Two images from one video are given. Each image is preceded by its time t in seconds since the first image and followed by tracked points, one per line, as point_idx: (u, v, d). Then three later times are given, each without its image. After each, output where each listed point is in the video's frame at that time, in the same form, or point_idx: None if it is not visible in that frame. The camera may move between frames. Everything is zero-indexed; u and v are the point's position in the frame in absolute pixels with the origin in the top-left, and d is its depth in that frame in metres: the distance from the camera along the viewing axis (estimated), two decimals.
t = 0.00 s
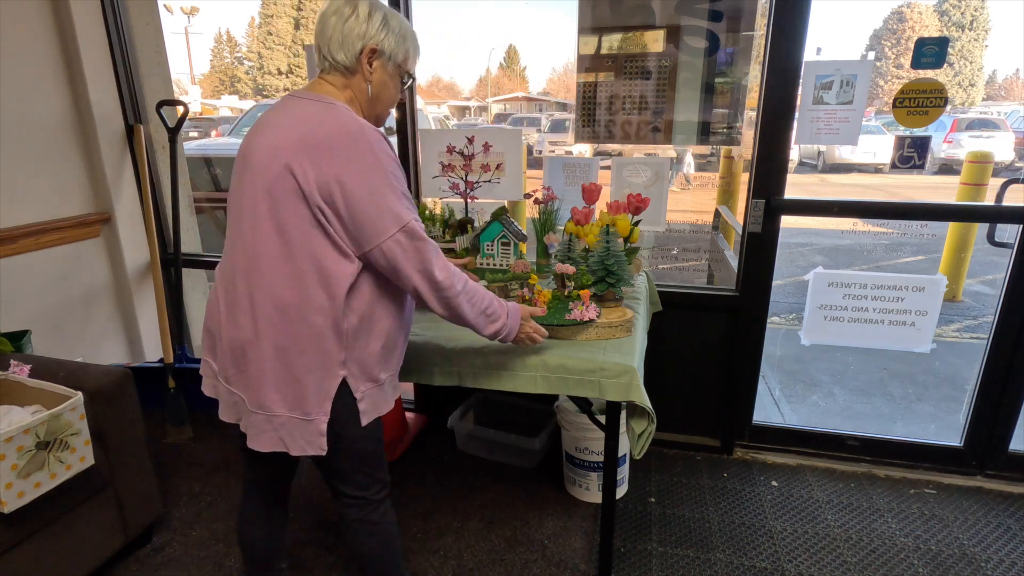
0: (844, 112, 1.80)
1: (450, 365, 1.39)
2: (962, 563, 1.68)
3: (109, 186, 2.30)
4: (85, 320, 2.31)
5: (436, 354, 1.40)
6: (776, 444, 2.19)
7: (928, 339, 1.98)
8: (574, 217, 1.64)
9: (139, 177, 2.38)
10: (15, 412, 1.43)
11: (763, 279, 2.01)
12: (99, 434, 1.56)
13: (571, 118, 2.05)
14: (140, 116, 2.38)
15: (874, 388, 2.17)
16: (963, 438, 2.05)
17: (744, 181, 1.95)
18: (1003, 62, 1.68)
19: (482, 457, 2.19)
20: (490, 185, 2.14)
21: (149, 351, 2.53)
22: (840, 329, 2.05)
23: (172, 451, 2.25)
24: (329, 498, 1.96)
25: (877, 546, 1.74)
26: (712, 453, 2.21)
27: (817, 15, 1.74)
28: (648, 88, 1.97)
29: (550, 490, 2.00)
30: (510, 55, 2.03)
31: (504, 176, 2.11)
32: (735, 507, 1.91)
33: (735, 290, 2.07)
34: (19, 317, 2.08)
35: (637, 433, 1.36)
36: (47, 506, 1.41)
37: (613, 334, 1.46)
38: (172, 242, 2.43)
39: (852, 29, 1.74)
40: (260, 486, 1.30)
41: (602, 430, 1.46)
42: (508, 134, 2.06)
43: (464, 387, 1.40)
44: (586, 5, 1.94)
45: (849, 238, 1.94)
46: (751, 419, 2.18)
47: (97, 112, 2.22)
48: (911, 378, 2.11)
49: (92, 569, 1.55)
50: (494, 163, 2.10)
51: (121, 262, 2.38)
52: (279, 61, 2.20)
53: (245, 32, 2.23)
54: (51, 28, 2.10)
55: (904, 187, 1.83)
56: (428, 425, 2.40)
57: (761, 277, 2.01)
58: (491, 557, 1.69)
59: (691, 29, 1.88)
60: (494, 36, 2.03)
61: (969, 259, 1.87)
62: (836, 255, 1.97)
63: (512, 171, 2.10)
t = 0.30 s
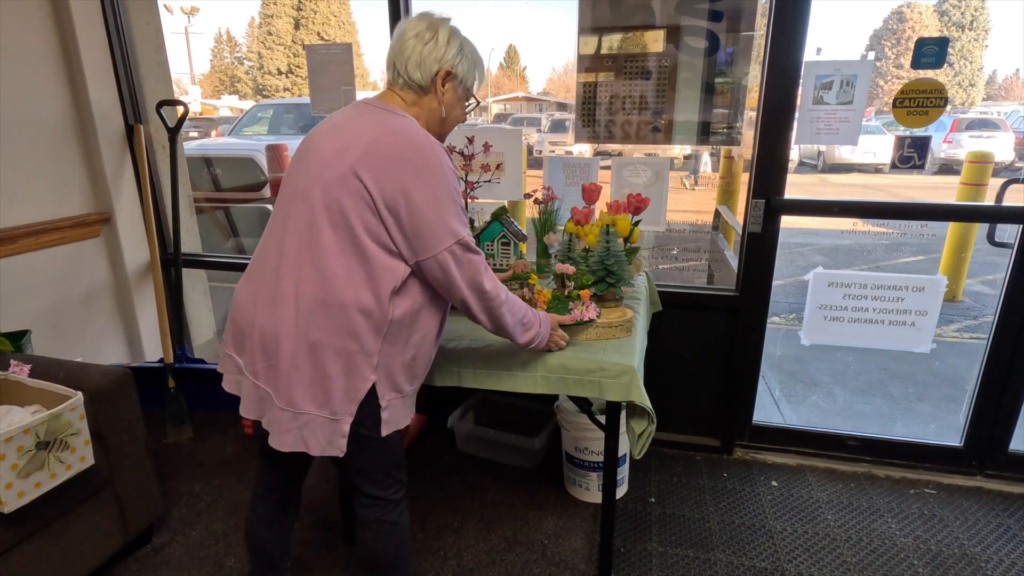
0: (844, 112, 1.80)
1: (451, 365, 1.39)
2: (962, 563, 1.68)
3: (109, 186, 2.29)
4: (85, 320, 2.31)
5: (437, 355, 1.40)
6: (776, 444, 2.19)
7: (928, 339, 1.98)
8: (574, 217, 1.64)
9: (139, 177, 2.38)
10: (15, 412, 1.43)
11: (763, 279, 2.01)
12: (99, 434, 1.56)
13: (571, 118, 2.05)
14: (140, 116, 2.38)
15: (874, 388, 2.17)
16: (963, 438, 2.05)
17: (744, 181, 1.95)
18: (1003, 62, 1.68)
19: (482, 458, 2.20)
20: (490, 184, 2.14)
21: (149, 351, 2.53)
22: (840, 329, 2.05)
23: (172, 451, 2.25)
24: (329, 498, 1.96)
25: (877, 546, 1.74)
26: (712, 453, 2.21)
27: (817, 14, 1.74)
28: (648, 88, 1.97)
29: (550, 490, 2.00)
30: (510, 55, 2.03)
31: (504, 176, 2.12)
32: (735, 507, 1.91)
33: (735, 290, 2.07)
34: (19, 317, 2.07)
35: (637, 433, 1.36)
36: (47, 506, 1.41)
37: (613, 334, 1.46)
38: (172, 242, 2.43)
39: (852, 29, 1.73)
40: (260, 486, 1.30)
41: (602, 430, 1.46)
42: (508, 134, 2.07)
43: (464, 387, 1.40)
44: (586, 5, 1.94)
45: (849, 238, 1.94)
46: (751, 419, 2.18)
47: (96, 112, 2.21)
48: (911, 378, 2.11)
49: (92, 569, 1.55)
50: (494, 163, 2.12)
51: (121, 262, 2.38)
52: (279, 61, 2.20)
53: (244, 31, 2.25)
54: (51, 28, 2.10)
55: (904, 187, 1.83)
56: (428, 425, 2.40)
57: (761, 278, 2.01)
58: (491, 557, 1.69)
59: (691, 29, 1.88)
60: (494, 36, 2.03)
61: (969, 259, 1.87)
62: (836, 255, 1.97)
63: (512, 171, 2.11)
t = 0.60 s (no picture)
0: (843, 112, 1.80)
1: (451, 365, 1.40)
2: (962, 563, 1.68)
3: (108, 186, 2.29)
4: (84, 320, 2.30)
5: (436, 355, 1.41)
6: (776, 444, 2.19)
7: (928, 340, 1.98)
8: (574, 217, 1.64)
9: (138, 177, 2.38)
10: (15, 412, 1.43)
11: (763, 279, 2.01)
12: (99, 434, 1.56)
13: (571, 118, 2.06)
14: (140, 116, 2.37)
15: (874, 388, 2.17)
16: (963, 438, 2.05)
17: (744, 181, 1.95)
18: (1003, 62, 1.68)
19: (481, 458, 2.20)
20: (490, 184, 2.10)
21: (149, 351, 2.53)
22: (839, 329, 2.05)
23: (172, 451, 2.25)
24: (329, 498, 1.96)
25: (877, 546, 1.74)
26: (712, 453, 2.21)
27: (817, 15, 1.74)
28: (648, 88, 1.97)
29: (550, 489, 2.00)
30: (510, 55, 2.03)
31: (504, 176, 2.08)
32: (735, 507, 1.91)
33: (735, 290, 2.07)
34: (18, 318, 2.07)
35: (637, 433, 1.36)
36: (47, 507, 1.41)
37: (612, 334, 1.46)
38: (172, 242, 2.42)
39: (853, 29, 1.73)
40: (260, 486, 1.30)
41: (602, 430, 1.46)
42: (508, 134, 2.04)
43: (464, 387, 1.40)
44: (586, 5, 1.94)
45: (848, 238, 1.94)
46: (751, 419, 2.18)
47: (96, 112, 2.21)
48: (911, 378, 2.11)
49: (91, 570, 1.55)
50: (494, 163, 2.07)
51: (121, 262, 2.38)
52: (279, 61, 2.20)
53: (245, 31, 2.22)
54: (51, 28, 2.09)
55: (904, 187, 1.83)
56: (428, 425, 2.40)
57: (761, 278, 2.01)
58: (491, 557, 1.69)
59: (691, 29, 1.88)
60: (494, 36, 2.02)
61: (969, 259, 1.87)
62: (835, 255, 1.97)
63: (512, 171, 2.07)
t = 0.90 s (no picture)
0: (843, 112, 1.80)
1: (450, 365, 1.40)
2: (962, 563, 1.68)
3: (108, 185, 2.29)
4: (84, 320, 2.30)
5: (436, 355, 1.41)
6: (776, 444, 2.19)
7: (928, 340, 1.98)
8: (574, 217, 1.64)
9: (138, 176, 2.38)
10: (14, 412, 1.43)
11: (763, 279, 2.01)
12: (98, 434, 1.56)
13: (571, 118, 2.06)
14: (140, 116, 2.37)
15: (874, 388, 2.17)
16: (963, 438, 2.05)
17: (744, 181, 1.95)
18: (1003, 62, 1.67)
19: (481, 458, 2.20)
20: (490, 184, 2.10)
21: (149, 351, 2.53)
22: (839, 329, 2.05)
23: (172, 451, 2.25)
24: (329, 498, 1.96)
25: (877, 546, 1.74)
26: (712, 453, 2.21)
27: (817, 15, 1.74)
28: (648, 88, 1.97)
29: (550, 490, 2.00)
30: (510, 55, 2.02)
31: (504, 176, 2.08)
32: (735, 507, 1.91)
33: (735, 290, 2.07)
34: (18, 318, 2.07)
35: (637, 434, 1.36)
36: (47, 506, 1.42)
37: (612, 334, 1.46)
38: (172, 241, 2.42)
39: (853, 29, 1.73)
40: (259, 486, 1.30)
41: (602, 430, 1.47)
42: (508, 133, 2.04)
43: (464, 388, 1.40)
44: (586, 5, 1.94)
45: (848, 238, 1.94)
46: (751, 419, 2.18)
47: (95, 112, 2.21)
48: (911, 378, 2.11)
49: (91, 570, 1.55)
50: (494, 163, 2.07)
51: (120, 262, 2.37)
52: (279, 61, 2.20)
53: (244, 31, 2.22)
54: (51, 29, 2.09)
55: (904, 187, 1.83)
56: (428, 425, 2.40)
57: (761, 278, 2.01)
58: (491, 557, 1.69)
59: (691, 29, 1.88)
60: (494, 36, 2.02)
61: (969, 259, 1.87)
62: (835, 255, 1.97)
63: (512, 171, 2.07)
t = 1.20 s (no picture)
0: (843, 112, 1.80)
1: (450, 365, 1.40)
2: (962, 563, 1.68)
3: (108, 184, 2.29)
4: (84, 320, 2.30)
5: (436, 355, 1.41)
6: (776, 444, 2.19)
7: (928, 340, 1.98)
8: (574, 217, 1.64)
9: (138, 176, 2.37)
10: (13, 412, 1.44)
11: (763, 279, 2.01)
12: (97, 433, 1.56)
13: (571, 118, 2.06)
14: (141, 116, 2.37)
15: (874, 388, 2.17)
16: (963, 438, 2.05)
17: (744, 181, 1.95)
18: (1003, 62, 1.67)
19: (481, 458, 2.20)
20: (490, 184, 2.10)
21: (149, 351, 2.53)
22: (839, 329, 2.05)
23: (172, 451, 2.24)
24: (329, 498, 1.96)
25: (877, 547, 1.74)
26: (712, 453, 2.21)
27: (817, 15, 1.74)
28: (648, 88, 1.97)
29: (550, 490, 2.00)
30: (510, 55, 2.02)
31: (504, 176, 2.08)
32: (735, 507, 1.91)
33: (735, 290, 2.07)
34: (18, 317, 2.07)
35: (637, 433, 1.36)
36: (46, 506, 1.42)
37: (612, 334, 1.46)
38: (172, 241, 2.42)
39: (853, 29, 1.73)
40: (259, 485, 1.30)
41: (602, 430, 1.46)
42: (508, 133, 2.03)
43: (464, 388, 1.40)
44: (586, 5, 1.94)
45: (849, 238, 1.94)
46: (751, 419, 2.18)
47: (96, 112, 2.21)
48: (911, 378, 2.10)
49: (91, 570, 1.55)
50: (494, 163, 2.07)
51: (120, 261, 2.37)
52: (278, 61, 2.20)
53: (244, 31, 2.22)
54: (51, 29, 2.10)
55: (904, 187, 1.83)
56: (428, 425, 2.40)
57: (761, 278, 2.01)
58: (491, 557, 1.69)
59: (691, 29, 1.88)
60: (494, 36, 2.02)
61: (969, 259, 1.87)
62: (836, 256, 1.97)
63: (512, 171, 2.06)
